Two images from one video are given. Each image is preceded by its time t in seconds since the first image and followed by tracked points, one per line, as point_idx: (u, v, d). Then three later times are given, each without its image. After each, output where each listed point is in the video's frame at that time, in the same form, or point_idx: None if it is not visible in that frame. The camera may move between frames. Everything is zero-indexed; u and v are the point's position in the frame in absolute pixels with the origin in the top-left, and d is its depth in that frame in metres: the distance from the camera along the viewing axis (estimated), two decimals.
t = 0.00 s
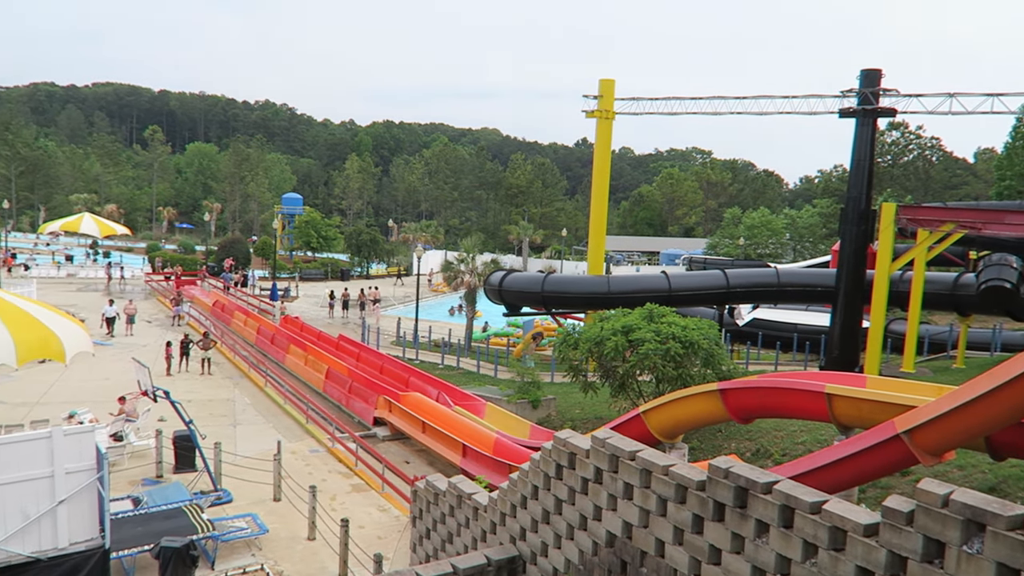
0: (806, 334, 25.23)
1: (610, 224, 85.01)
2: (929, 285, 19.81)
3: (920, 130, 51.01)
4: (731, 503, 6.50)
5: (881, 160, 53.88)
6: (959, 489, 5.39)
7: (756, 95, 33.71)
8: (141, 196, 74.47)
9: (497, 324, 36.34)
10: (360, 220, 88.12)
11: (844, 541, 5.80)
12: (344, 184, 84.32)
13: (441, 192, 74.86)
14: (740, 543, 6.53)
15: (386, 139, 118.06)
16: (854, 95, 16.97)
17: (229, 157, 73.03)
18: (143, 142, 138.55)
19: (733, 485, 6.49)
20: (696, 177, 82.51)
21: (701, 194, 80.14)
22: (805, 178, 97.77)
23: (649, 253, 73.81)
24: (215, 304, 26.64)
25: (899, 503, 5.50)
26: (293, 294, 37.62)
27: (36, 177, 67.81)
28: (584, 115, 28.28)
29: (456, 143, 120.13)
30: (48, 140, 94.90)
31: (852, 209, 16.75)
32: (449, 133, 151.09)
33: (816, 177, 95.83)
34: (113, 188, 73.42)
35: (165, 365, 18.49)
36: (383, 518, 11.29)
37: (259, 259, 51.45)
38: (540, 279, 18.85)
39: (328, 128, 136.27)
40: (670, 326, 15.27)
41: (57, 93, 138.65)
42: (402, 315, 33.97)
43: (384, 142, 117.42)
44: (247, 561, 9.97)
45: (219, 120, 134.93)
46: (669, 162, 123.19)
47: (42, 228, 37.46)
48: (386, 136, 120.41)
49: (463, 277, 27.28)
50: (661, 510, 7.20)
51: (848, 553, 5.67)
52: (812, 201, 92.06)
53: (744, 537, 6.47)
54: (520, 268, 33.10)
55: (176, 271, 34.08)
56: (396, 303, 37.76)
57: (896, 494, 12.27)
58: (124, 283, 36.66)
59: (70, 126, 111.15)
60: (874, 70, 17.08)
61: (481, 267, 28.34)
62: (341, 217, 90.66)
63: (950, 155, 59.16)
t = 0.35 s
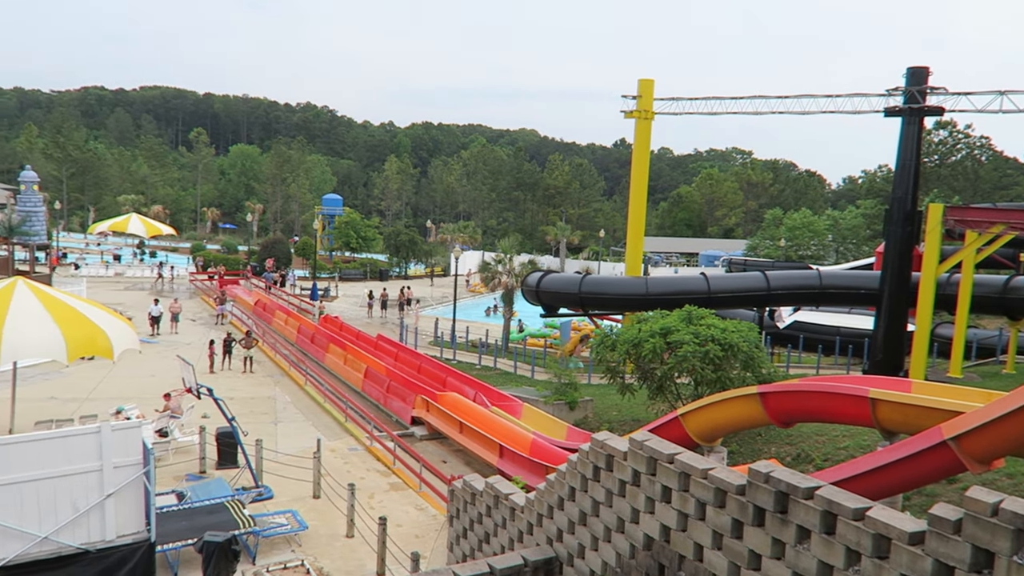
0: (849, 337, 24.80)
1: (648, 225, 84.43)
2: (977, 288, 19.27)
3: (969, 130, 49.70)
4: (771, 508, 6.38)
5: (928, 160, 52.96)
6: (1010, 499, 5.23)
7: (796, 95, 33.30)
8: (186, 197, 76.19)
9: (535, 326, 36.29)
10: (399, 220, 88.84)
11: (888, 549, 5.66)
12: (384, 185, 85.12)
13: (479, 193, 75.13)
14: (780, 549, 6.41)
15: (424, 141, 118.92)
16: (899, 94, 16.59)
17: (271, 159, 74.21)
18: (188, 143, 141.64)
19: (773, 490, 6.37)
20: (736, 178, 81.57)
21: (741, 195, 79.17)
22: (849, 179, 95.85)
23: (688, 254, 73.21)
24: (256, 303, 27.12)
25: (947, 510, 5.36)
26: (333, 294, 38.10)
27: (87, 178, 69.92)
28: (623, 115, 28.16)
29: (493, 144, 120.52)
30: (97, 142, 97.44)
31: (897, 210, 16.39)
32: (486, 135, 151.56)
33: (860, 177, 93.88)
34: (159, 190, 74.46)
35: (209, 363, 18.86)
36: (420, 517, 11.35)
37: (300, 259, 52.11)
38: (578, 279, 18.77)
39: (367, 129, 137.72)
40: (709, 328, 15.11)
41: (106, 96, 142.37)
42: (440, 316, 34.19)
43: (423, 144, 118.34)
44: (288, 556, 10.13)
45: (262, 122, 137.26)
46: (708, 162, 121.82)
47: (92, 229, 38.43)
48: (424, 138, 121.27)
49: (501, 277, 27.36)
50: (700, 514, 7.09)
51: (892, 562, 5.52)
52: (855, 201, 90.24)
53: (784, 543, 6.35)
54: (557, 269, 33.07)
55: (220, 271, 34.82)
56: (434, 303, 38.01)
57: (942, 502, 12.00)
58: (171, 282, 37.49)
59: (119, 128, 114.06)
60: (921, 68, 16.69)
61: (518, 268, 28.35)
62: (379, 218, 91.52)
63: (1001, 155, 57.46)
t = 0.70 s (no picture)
0: (908, 341, 24.13)
1: (699, 228, 83.55)
2: None
3: None
4: (828, 517, 6.20)
5: (992, 159, 51.35)
6: None
7: (853, 95, 32.56)
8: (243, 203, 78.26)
9: (585, 330, 36.12)
10: (448, 224, 89.60)
11: (952, 560, 5.42)
12: (434, 190, 86.03)
13: (528, 197, 75.39)
14: (838, 559, 6.19)
15: (474, 146, 119.80)
16: (961, 90, 16.08)
17: (324, 165, 75.63)
18: (245, 151, 145.30)
19: (830, 498, 6.18)
20: (789, 180, 80.22)
21: (794, 196, 77.78)
22: (907, 179, 93.30)
23: (740, 257, 72.18)
24: (310, 307, 27.65)
25: (1015, 522, 5.18)
26: (383, 297, 38.65)
27: (148, 187, 71.39)
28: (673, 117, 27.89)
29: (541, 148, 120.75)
30: (158, 152, 100.68)
31: (959, 210, 15.91)
32: (535, 139, 151.93)
33: (919, 178, 91.29)
34: (217, 197, 77.42)
35: (264, 366, 19.30)
36: (471, 521, 11.38)
37: (352, 264, 52.91)
38: (628, 283, 18.64)
39: (417, 135, 139.36)
40: (762, 332, 14.87)
41: (167, 107, 147.08)
42: (490, 319, 34.42)
43: (472, 149, 119.22)
44: (342, 557, 10.25)
45: (315, 130, 140.21)
46: (760, 164, 119.90)
47: (153, 235, 39.69)
48: (473, 143, 122.06)
49: (551, 281, 27.00)
50: (754, 521, 6.94)
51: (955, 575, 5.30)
52: (914, 202, 87.78)
53: (843, 552, 6.15)
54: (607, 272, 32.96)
55: (274, 275, 35.78)
56: (483, 307, 38.23)
57: (1009, 513, 11.61)
58: (231, 286, 38.48)
59: (179, 138, 117.57)
60: (984, 64, 16.17)
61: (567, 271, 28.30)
62: (429, 222, 92.49)
63: None
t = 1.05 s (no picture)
0: (1001, 355, 23.02)
1: (775, 236, 81.57)
2: None
3: None
4: (916, 537, 5.82)
5: None
6: None
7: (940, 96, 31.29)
8: (321, 214, 80.26)
9: (659, 340, 35.62)
10: (520, 233, 90.03)
11: None
12: (505, 200, 86.70)
13: (600, 206, 75.11)
14: None
15: (545, 155, 119.84)
16: None
17: (398, 176, 76.95)
18: (323, 163, 149.85)
19: (918, 518, 5.81)
20: (870, 186, 77.65)
21: (876, 203, 75.08)
22: (998, 184, 88.84)
23: (819, 266, 70.00)
24: (385, 316, 28.21)
25: None
26: (458, 307, 39.06)
27: (233, 200, 73.78)
28: (748, 123, 27.50)
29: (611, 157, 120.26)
30: (241, 165, 104.63)
31: None
32: (606, 147, 151.33)
33: (1012, 182, 86.77)
34: (297, 209, 77.97)
35: (342, 373, 19.78)
36: (543, 531, 11.36)
37: (426, 273, 53.66)
38: (701, 292, 18.29)
39: (489, 145, 140.72)
40: (843, 344, 14.44)
41: (250, 122, 152.96)
42: (562, 329, 34.45)
43: (543, 159, 119.34)
44: (416, 563, 10.36)
45: (390, 142, 143.84)
46: (838, 170, 116.16)
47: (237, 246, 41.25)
48: (545, 152, 121.88)
49: (622, 291, 27.01)
50: (837, 540, 6.59)
51: None
52: (1007, 207, 83.51)
53: None
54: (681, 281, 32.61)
55: (352, 284, 36.74)
56: (555, 317, 38.24)
57: None
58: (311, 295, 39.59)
59: (261, 152, 122.17)
60: None
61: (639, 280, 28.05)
62: (501, 231, 93.24)
63: None
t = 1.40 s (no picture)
0: None
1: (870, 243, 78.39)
2: None
3: None
4: None
5: None
6: None
7: None
8: (406, 224, 82.06)
9: (745, 349, 34.87)
10: (603, 241, 89.90)
11: None
12: (588, 208, 86.86)
13: (684, 213, 74.11)
14: None
15: (628, 162, 118.43)
16: None
17: (483, 186, 77.38)
18: (409, 173, 153.82)
19: None
20: (974, 189, 73.61)
21: (981, 207, 71.00)
22: None
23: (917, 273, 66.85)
24: (468, 323, 28.62)
25: None
26: (540, 315, 39.25)
27: (323, 210, 77.44)
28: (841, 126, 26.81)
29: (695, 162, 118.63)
30: (332, 177, 108.64)
31: None
32: (691, 153, 149.11)
33: None
34: (384, 218, 80.48)
35: (426, 379, 20.16)
36: (627, 542, 11.20)
37: (510, 281, 54.23)
38: (791, 301, 17.64)
39: (571, 153, 141.02)
40: (945, 355, 13.80)
41: (340, 135, 159.03)
42: (645, 338, 34.21)
43: (626, 166, 118.32)
44: (499, 570, 10.39)
45: (474, 151, 146.70)
46: (938, 173, 110.55)
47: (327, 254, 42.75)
48: (627, 159, 120.20)
49: (709, 298, 26.59)
50: (941, 562, 6.10)
51: None
52: None
53: None
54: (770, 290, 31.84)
55: (437, 291, 37.59)
56: (637, 324, 37.92)
57: None
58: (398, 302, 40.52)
59: (351, 162, 128.80)
60: None
61: (727, 288, 27.55)
62: (584, 239, 93.51)
63: None
